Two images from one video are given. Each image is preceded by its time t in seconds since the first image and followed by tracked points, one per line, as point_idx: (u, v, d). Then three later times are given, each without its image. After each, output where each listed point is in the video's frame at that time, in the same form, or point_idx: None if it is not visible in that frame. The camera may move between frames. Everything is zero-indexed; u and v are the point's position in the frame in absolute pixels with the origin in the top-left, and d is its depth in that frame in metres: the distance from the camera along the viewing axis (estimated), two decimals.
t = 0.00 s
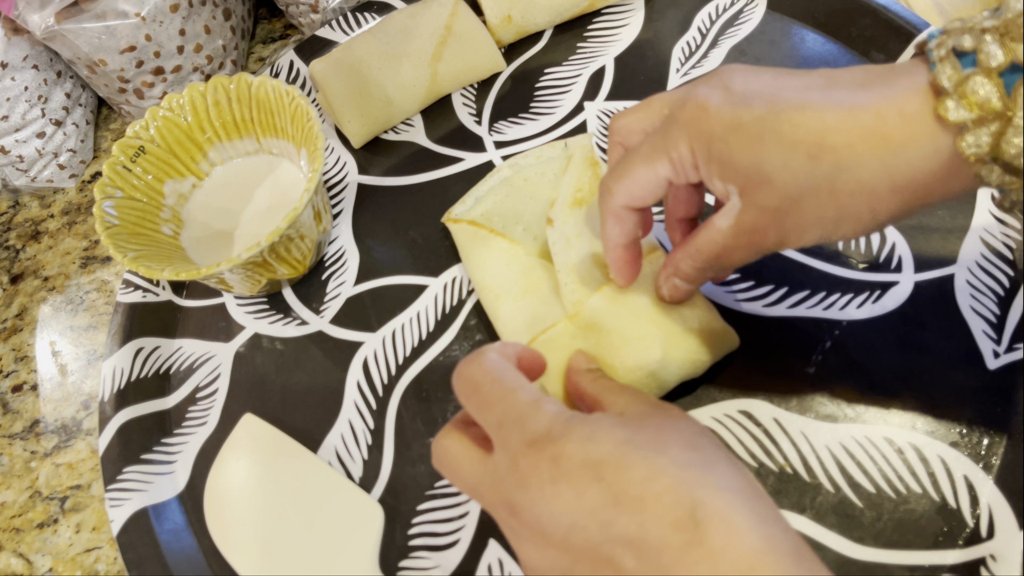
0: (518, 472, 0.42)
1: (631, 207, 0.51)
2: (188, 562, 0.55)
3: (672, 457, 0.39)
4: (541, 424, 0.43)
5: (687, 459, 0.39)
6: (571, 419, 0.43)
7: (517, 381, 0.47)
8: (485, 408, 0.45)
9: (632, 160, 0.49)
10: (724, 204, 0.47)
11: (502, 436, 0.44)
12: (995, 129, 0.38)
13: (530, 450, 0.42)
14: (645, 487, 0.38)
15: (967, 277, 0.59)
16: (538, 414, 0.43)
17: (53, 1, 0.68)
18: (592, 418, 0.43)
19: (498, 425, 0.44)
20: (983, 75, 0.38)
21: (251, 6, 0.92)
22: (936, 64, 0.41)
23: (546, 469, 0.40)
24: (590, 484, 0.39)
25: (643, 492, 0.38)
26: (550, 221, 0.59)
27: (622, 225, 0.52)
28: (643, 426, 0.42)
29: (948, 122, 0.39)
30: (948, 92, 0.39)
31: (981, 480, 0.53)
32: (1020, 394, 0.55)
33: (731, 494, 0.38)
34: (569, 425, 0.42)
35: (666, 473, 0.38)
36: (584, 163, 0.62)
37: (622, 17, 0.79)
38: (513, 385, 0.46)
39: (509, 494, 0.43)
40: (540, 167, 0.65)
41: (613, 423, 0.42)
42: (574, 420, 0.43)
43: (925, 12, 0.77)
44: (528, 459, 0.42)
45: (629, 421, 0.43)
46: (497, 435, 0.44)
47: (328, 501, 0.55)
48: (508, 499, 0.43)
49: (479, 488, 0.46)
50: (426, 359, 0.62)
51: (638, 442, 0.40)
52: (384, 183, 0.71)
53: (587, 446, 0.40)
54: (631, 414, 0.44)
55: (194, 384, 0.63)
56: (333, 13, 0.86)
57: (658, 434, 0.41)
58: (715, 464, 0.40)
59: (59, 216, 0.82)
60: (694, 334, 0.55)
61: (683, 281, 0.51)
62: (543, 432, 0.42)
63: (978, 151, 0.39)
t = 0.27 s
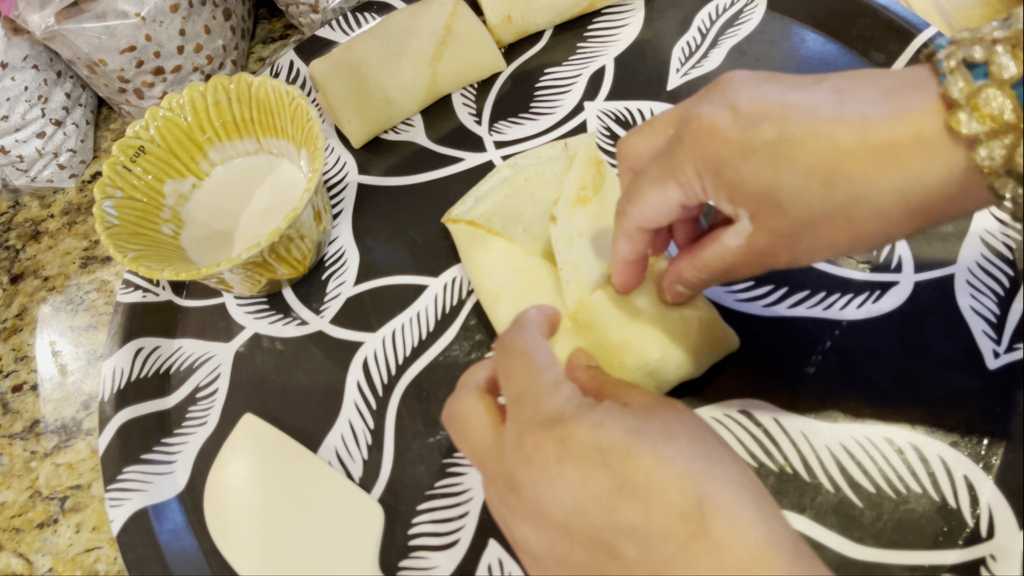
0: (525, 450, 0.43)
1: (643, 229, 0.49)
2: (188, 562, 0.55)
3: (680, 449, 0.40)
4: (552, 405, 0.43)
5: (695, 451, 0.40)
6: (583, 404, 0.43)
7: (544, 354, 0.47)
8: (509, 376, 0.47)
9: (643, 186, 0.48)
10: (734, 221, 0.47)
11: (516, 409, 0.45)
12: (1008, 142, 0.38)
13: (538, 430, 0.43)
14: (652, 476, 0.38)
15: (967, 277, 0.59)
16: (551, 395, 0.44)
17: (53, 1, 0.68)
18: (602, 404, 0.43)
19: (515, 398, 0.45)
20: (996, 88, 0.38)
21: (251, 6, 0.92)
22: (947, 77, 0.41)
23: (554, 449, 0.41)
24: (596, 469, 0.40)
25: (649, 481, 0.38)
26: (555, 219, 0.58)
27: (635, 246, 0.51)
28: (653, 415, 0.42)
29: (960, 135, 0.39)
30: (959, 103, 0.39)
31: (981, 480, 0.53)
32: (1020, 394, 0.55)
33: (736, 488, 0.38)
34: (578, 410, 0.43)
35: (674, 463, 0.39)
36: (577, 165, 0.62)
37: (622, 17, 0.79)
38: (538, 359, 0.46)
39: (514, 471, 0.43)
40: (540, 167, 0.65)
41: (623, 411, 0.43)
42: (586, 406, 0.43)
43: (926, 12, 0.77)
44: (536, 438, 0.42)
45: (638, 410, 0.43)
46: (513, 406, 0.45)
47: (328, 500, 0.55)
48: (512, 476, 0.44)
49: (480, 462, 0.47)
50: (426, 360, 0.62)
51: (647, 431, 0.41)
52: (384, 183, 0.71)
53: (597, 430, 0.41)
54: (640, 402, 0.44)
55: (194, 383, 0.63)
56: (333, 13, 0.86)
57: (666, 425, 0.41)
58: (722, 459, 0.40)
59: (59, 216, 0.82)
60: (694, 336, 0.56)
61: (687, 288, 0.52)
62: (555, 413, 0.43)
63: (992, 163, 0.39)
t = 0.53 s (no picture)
0: (539, 423, 0.44)
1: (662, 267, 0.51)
2: (188, 562, 0.55)
3: (692, 440, 0.41)
4: (571, 384, 0.45)
5: (706, 445, 0.41)
6: (600, 386, 0.45)
7: (569, 334, 0.50)
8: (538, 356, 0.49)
9: (664, 238, 0.49)
10: (762, 266, 0.48)
11: (539, 386, 0.47)
12: None
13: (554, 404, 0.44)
14: (663, 461, 0.39)
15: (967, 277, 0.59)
16: (572, 374, 0.46)
17: (53, 1, 0.68)
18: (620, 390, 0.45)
19: (539, 376, 0.48)
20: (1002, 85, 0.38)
21: (252, 6, 0.92)
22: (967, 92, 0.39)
23: (568, 423, 0.43)
24: (607, 449, 0.41)
25: (659, 466, 0.39)
26: (556, 221, 0.59)
27: (650, 279, 0.52)
28: (668, 407, 0.44)
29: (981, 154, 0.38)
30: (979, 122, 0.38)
31: (981, 480, 0.53)
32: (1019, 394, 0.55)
33: (744, 483, 0.39)
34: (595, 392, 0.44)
35: (685, 452, 0.39)
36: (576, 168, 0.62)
37: (622, 17, 0.79)
38: (562, 338, 0.49)
39: (525, 442, 0.44)
40: (540, 168, 0.65)
41: (639, 399, 0.44)
42: (603, 388, 0.44)
43: (925, 12, 0.77)
44: (551, 411, 0.44)
45: (654, 401, 0.44)
46: (536, 383, 0.47)
47: (327, 500, 0.55)
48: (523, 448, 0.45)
49: (491, 439, 0.48)
50: (426, 360, 0.62)
51: (662, 420, 0.42)
52: (384, 183, 0.71)
53: (613, 412, 0.42)
54: (655, 394, 0.46)
55: (194, 383, 0.63)
56: (333, 13, 0.86)
57: (683, 418, 0.43)
58: (733, 455, 0.41)
59: (59, 216, 0.82)
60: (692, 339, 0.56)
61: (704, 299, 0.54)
62: (572, 391, 0.44)
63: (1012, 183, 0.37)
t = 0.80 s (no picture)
0: (535, 422, 0.44)
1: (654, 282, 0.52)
2: (188, 562, 0.55)
3: (687, 436, 0.40)
4: (564, 382, 0.45)
5: (702, 440, 0.40)
6: (595, 383, 0.45)
7: (559, 333, 0.50)
8: (532, 355, 0.49)
9: (665, 255, 0.49)
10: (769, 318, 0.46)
11: (533, 385, 0.47)
12: None
13: (548, 404, 0.44)
14: (657, 459, 0.39)
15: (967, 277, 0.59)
16: (566, 372, 0.46)
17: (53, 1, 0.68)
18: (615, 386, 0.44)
19: (533, 375, 0.48)
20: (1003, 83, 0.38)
21: (251, 6, 0.92)
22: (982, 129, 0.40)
23: (561, 423, 0.43)
24: (601, 448, 0.41)
25: (653, 465, 0.39)
26: (553, 224, 0.59)
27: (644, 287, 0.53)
28: (663, 403, 0.44)
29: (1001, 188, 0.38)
30: (1000, 158, 0.38)
31: (981, 480, 0.53)
32: (1020, 394, 0.55)
33: (741, 479, 0.38)
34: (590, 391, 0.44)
35: (679, 449, 0.39)
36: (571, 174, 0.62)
37: (622, 17, 0.79)
38: (554, 338, 0.49)
39: (522, 442, 0.45)
40: (540, 168, 0.65)
41: (634, 395, 0.44)
42: (598, 385, 0.44)
43: (925, 12, 0.77)
44: (546, 411, 0.44)
45: (649, 396, 0.44)
46: (531, 381, 0.47)
47: (327, 500, 0.55)
48: (520, 446, 0.45)
49: (495, 435, 0.49)
50: (426, 360, 0.62)
51: (657, 417, 0.42)
52: (384, 183, 0.71)
53: (607, 410, 0.42)
54: (653, 388, 0.46)
55: (194, 384, 0.63)
56: (333, 13, 0.86)
57: (679, 413, 0.43)
58: (730, 449, 0.41)
59: (59, 216, 0.82)
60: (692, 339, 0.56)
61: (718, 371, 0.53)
62: (566, 389, 0.44)
63: None
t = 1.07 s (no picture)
0: (534, 427, 0.45)
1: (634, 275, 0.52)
2: (188, 562, 0.55)
3: (687, 439, 0.41)
4: (563, 386, 0.45)
5: (701, 443, 0.41)
6: (594, 387, 0.45)
7: (558, 335, 0.50)
8: (530, 360, 0.49)
9: (652, 249, 0.48)
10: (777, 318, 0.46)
11: (531, 389, 0.47)
12: None
13: (547, 408, 0.44)
14: (656, 463, 0.39)
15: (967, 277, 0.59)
16: (565, 376, 0.46)
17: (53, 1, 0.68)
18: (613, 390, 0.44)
19: (531, 379, 0.48)
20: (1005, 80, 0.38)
21: (251, 6, 0.92)
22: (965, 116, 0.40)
23: (560, 427, 0.43)
24: (600, 452, 0.41)
25: (652, 468, 0.39)
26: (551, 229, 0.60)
27: (631, 283, 0.53)
28: (664, 405, 0.44)
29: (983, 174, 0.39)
30: (980, 144, 0.39)
31: (981, 479, 0.53)
32: (1020, 394, 0.55)
33: (740, 481, 0.39)
34: (590, 393, 0.44)
35: (678, 452, 0.39)
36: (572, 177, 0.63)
37: (622, 17, 0.79)
38: (552, 341, 0.49)
39: (521, 445, 0.45)
40: (540, 167, 0.66)
41: (634, 398, 0.44)
42: (597, 388, 0.45)
43: (925, 12, 0.77)
44: (545, 415, 0.44)
45: (649, 399, 0.44)
46: (530, 385, 0.48)
47: (327, 500, 0.55)
48: (519, 450, 0.45)
49: (495, 437, 0.49)
50: (426, 360, 0.62)
51: (656, 420, 0.42)
52: (384, 183, 0.71)
53: (605, 414, 0.42)
54: (653, 391, 0.46)
55: (194, 384, 0.63)
56: (333, 13, 0.86)
57: (679, 416, 0.43)
58: (729, 451, 0.41)
59: (59, 216, 0.82)
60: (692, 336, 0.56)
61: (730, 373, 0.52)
62: (565, 393, 0.45)
63: (1017, 204, 0.38)
